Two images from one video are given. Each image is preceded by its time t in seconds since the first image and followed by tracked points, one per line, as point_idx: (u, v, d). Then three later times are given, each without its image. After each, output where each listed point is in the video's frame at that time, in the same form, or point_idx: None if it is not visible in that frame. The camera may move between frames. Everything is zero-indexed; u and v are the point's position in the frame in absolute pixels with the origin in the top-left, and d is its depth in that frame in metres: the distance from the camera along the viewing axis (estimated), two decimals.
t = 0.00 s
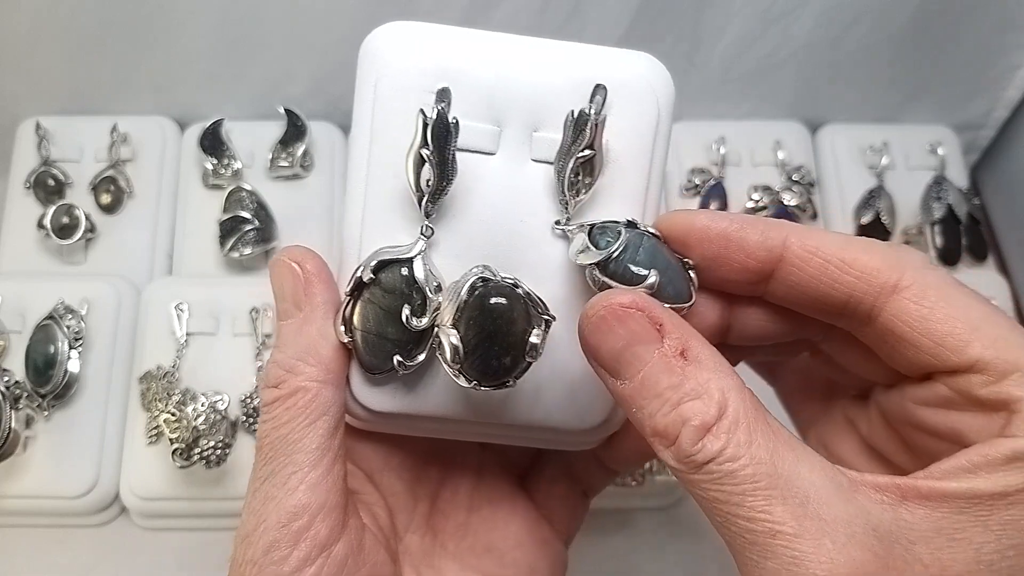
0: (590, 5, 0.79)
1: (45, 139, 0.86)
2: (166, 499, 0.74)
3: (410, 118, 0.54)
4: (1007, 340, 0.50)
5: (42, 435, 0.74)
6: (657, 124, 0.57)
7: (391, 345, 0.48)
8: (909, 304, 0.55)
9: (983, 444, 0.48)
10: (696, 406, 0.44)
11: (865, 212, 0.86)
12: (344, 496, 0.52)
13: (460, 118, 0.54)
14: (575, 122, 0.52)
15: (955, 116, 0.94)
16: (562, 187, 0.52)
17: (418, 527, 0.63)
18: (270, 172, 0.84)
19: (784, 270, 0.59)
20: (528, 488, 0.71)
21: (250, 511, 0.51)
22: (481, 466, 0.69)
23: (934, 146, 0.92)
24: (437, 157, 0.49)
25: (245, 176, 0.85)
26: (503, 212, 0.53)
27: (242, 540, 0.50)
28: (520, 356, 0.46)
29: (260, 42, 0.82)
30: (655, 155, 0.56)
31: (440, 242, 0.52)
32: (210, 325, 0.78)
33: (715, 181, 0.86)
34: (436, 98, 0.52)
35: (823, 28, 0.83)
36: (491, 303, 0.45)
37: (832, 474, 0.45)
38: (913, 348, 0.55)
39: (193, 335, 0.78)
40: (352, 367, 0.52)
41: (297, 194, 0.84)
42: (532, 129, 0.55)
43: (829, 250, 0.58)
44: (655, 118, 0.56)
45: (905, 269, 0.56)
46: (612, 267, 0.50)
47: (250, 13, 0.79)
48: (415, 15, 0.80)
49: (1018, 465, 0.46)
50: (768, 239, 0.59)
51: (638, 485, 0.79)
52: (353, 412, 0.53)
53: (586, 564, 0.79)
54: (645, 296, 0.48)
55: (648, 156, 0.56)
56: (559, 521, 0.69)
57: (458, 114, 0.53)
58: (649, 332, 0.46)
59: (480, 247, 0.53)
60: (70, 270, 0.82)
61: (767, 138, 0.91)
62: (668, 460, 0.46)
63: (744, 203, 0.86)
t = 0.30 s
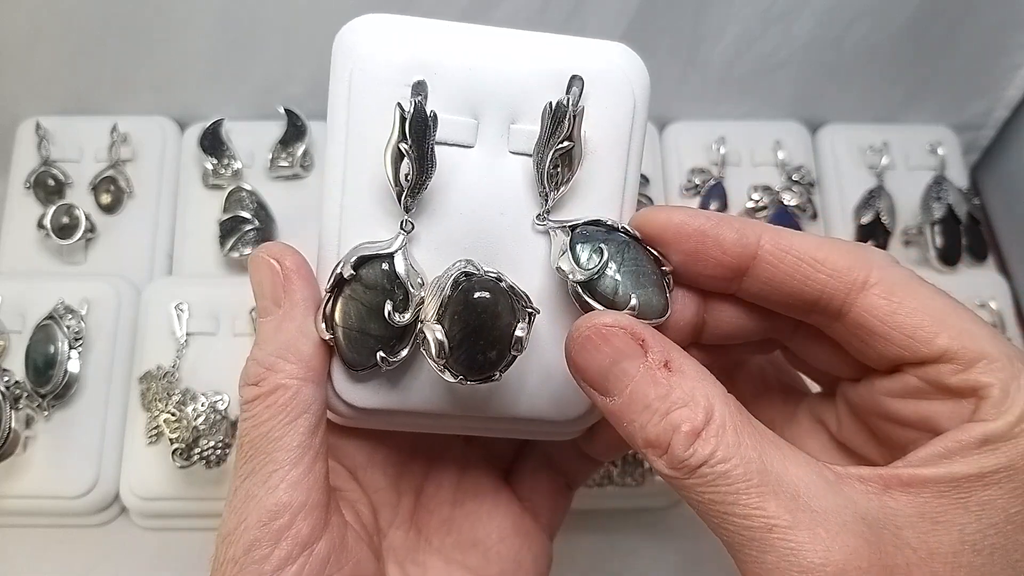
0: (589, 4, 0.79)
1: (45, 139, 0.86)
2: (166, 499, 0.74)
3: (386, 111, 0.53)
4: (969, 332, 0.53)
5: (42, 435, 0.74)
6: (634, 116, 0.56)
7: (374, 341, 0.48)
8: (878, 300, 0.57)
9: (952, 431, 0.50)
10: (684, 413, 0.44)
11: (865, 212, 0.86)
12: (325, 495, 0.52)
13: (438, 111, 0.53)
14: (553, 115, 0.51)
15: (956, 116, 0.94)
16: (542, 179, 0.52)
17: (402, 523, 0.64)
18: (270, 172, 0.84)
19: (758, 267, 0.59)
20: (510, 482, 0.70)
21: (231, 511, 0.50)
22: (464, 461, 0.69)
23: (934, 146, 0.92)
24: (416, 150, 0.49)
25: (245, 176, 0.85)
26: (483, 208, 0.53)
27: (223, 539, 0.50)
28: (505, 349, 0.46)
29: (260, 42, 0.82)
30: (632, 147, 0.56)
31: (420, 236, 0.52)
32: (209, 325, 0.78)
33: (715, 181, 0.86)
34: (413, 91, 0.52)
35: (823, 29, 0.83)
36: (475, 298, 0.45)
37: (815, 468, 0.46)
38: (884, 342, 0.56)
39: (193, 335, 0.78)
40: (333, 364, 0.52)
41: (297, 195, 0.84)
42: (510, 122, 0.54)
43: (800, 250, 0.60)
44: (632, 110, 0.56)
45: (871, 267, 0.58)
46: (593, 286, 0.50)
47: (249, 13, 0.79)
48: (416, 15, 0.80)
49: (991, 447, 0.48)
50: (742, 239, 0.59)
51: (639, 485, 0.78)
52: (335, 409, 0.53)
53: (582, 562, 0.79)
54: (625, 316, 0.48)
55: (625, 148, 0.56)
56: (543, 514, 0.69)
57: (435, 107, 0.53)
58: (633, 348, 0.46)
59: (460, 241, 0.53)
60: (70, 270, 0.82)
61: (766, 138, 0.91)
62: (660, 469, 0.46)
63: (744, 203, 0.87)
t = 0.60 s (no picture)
0: (589, 4, 0.79)
1: (43, 140, 0.85)
2: (164, 501, 0.73)
3: (385, 110, 0.53)
4: (964, 329, 0.53)
5: (39, 436, 0.74)
6: (633, 115, 0.56)
7: (374, 342, 0.48)
8: (874, 295, 0.56)
9: (941, 430, 0.50)
10: (672, 421, 0.44)
11: (867, 212, 0.86)
12: (323, 496, 0.51)
13: (437, 110, 0.53)
14: (554, 115, 0.51)
15: (957, 116, 0.93)
16: (541, 179, 0.52)
17: (399, 524, 0.63)
18: (269, 172, 0.84)
19: (756, 261, 0.59)
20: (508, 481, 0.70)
21: (228, 512, 0.50)
22: (462, 460, 0.69)
23: (936, 146, 0.92)
24: (416, 149, 0.49)
25: (244, 176, 0.85)
26: (482, 207, 0.53)
27: (220, 541, 0.50)
28: (506, 350, 0.46)
29: (258, 41, 0.82)
30: (631, 146, 0.56)
31: (420, 237, 0.52)
32: (208, 326, 0.77)
33: (716, 181, 0.85)
34: (413, 90, 0.51)
35: (824, 28, 0.83)
36: (476, 298, 0.45)
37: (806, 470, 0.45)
38: (878, 337, 0.56)
39: (191, 336, 0.77)
40: (331, 364, 0.52)
41: (296, 194, 0.84)
42: (509, 121, 0.54)
43: (798, 243, 0.59)
44: (631, 108, 0.56)
45: (869, 262, 0.57)
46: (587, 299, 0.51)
47: (248, 12, 0.79)
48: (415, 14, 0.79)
49: (978, 447, 0.48)
50: (740, 233, 0.58)
51: (640, 486, 0.78)
52: (332, 409, 0.53)
53: (582, 562, 0.79)
54: (615, 330, 0.48)
55: (624, 147, 0.55)
56: (540, 514, 0.68)
57: (434, 106, 0.53)
58: (623, 360, 0.46)
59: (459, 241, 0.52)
60: (67, 270, 0.81)
61: (767, 138, 0.91)
62: (650, 473, 0.46)
63: (745, 203, 0.86)
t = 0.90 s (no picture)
0: (589, 5, 0.80)
1: (45, 140, 0.86)
2: (166, 499, 0.74)
3: (384, 108, 0.53)
4: (945, 332, 0.54)
5: (42, 435, 0.75)
6: (631, 115, 0.57)
7: (373, 340, 0.48)
8: (858, 300, 0.57)
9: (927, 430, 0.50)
10: (672, 416, 0.45)
11: (865, 212, 0.86)
12: (322, 495, 0.52)
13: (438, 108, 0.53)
14: (554, 114, 0.51)
15: (955, 116, 0.94)
16: (540, 178, 0.52)
17: (394, 521, 0.64)
18: (270, 172, 0.84)
19: (744, 269, 0.60)
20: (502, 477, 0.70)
21: (226, 512, 0.51)
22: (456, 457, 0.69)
23: (933, 146, 0.93)
24: (417, 147, 0.49)
25: (245, 176, 0.85)
26: (480, 205, 0.53)
27: (219, 540, 0.50)
28: (507, 349, 0.46)
29: (260, 42, 0.82)
30: (628, 145, 0.57)
31: (417, 234, 0.52)
32: (210, 325, 0.78)
33: (715, 182, 0.87)
34: (412, 87, 0.52)
35: (823, 28, 0.83)
36: (477, 297, 0.45)
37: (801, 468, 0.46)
38: (864, 341, 0.57)
39: (193, 335, 0.78)
40: (328, 362, 0.52)
41: (297, 194, 0.84)
42: (508, 119, 0.54)
43: (784, 251, 0.60)
44: (629, 108, 0.56)
45: (853, 267, 0.58)
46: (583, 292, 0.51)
47: (251, 13, 0.79)
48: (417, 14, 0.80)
49: (964, 447, 0.49)
50: (728, 241, 0.59)
51: (638, 485, 0.79)
52: (328, 407, 0.53)
53: (581, 559, 0.79)
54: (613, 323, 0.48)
55: (622, 146, 0.56)
56: (534, 509, 0.69)
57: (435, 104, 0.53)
58: (622, 355, 0.46)
59: (456, 238, 0.53)
60: (70, 270, 0.82)
61: (765, 138, 0.91)
62: (649, 470, 0.46)
63: (744, 203, 0.87)
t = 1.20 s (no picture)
0: (589, 5, 0.80)
1: (45, 140, 0.86)
2: (166, 499, 0.74)
3: (384, 105, 0.53)
4: (941, 338, 0.54)
5: (42, 435, 0.75)
6: (631, 114, 0.57)
7: (374, 341, 0.48)
8: (855, 309, 0.57)
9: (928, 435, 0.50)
10: (680, 409, 0.44)
11: (864, 212, 0.86)
12: (320, 496, 0.52)
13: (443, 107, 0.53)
14: (560, 114, 0.51)
15: (955, 116, 0.94)
16: (543, 177, 0.52)
17: (386, 520, 0.64)
18: (270, 172, 0.84)
19: (738, 282, 0.61)
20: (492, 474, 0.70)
21: (225, 515, 0.50)
22: (446, 456, 0.70)
23: (933, 146, 0.93)
24: (423, 147, 0.49)
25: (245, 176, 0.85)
26: (480, 205, 0.53)
27: (218, 544, 0.50)
28: (513, 352, 0.47)
29: (260, 41, 0.82)
30: (628, 144, 0.57)
31: (422, 236, 0.52)
32: (210, 326, 0.78)
33: (714, 182, 0.87)
34: (414, 85, 0.52)
35: (823, 28, 0.83)
36: (483, 300, 0.46)
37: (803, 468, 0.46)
38: (862, 350, 0.57)
39: (193, 336, 0.78)
40: (326, 362, 0.52)
41: (297, 194, 0.84)
42: (510, 119, 0.54)
43: (778, 263, 0.60)
44: (629, 108, 0.56)
45: (847, 277, 0.58)
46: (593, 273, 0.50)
47: (251, 13, 0.79)
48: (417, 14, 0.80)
49: (964, 453, 0.48)
50: (722, 256, 0.60)
51: (639, 484, 0.78)
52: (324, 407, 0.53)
53: (581, 559, 0.80)
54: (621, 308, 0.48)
55: (622, 146, 0.56)
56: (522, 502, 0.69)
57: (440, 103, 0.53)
58: (629, 343, 0.46)
59: (456, 238, 0.53)
60: (70, 270, 0.82)
61: (766, 138, 0.91)
62: (651, 466, 0.46)
63: (744, 203, 0.87)
